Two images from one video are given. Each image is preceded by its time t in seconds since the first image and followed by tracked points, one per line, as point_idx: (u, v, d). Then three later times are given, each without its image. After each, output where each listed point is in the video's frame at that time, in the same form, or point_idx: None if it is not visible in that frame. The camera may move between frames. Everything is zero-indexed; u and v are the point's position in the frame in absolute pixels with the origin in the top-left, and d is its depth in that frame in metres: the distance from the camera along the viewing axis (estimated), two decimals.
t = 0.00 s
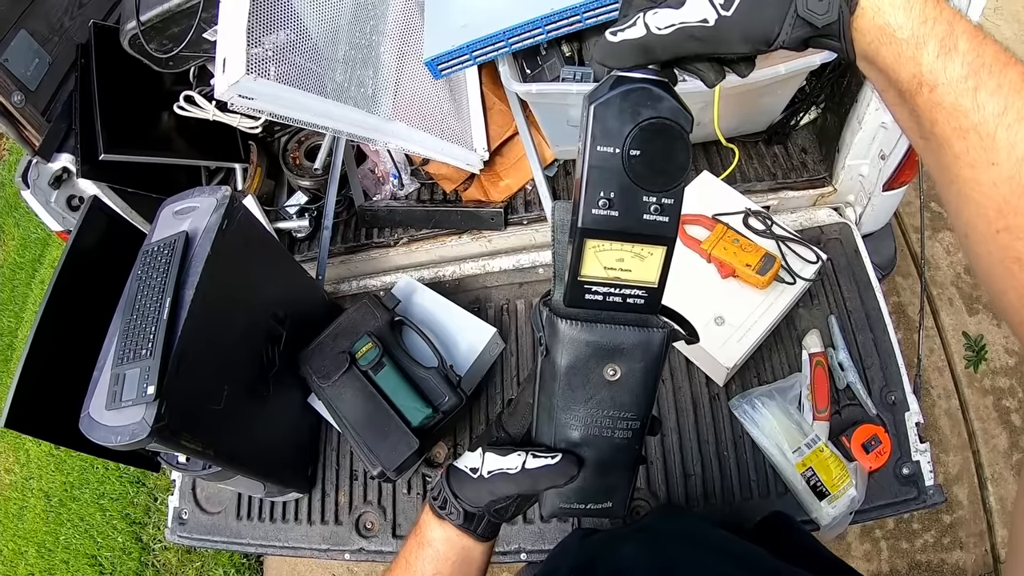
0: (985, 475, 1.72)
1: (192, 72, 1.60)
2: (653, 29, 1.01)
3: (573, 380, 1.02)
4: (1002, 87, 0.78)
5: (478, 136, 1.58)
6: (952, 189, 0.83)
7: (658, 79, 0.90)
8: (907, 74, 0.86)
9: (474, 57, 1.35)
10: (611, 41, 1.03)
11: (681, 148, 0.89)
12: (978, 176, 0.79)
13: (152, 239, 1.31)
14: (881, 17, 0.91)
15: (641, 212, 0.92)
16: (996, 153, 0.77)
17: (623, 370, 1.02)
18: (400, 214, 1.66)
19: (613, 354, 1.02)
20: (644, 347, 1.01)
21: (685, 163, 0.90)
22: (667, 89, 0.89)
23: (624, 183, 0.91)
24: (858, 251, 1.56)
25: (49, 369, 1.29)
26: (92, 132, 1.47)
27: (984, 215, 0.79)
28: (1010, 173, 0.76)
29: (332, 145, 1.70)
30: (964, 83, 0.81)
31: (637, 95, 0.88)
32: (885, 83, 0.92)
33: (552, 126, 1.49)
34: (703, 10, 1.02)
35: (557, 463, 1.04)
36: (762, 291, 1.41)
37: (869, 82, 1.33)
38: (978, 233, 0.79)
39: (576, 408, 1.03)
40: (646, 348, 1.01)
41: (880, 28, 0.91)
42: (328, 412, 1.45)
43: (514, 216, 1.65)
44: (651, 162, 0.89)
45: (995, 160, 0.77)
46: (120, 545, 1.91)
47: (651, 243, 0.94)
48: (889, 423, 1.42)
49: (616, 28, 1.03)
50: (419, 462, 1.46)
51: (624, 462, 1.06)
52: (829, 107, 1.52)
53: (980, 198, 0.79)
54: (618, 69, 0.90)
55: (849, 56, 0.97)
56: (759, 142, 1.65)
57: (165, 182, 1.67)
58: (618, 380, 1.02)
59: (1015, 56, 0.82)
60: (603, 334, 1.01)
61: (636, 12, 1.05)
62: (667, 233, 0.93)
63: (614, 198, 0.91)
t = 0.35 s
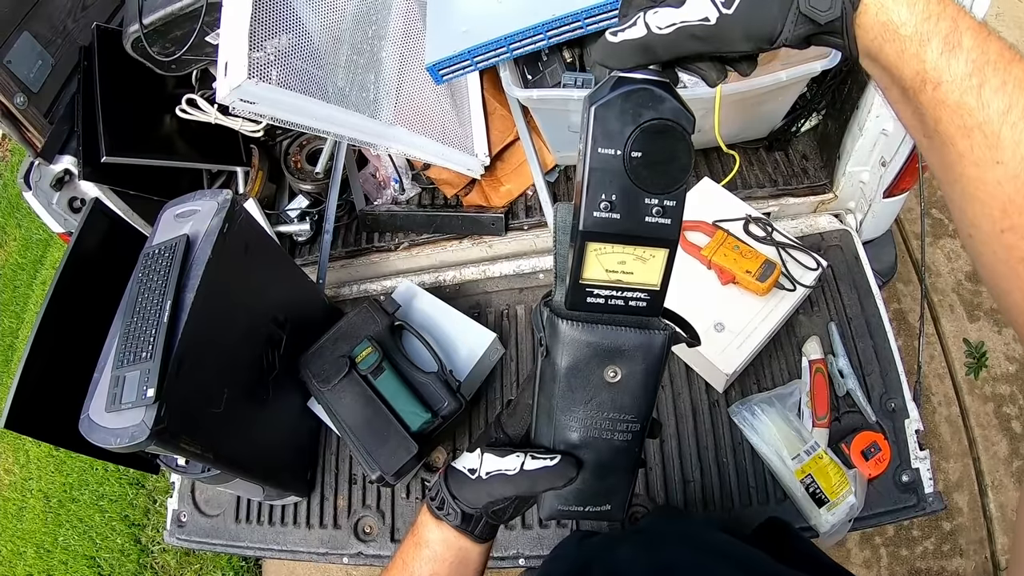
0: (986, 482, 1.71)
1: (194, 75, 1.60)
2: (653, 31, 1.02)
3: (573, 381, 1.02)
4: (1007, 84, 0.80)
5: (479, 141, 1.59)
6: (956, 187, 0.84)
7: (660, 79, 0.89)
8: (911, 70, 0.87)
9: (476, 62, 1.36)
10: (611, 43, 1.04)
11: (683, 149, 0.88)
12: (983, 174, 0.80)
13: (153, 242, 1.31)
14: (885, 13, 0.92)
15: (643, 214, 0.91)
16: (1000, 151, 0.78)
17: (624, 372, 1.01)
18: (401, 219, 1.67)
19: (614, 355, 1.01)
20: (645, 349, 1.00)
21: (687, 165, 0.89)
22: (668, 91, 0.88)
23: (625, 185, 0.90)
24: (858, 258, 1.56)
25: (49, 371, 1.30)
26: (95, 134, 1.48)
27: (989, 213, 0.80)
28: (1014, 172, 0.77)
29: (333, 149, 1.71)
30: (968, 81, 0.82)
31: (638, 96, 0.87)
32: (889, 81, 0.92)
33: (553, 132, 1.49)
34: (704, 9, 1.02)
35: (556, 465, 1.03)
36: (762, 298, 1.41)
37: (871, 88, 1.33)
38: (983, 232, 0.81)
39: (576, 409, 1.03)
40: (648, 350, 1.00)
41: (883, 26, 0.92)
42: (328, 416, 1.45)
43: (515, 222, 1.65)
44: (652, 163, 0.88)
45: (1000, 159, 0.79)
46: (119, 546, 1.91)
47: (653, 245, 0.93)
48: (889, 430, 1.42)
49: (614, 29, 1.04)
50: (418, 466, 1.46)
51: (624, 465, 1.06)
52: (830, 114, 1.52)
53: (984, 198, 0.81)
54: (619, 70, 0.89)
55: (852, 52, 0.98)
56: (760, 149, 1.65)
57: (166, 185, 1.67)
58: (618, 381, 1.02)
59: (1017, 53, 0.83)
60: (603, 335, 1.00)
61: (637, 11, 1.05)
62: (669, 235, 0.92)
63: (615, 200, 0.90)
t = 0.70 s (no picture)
0: (983, 489, 1.71)
1: (196, 71, 1.60)
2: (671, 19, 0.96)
3: (574, 373, 1.01)
4: None
5: (481, 141, 1.58)
6: (972, 188, 0.84)
7: (674, 69, 0.87)
8: (929, 69, 0.88)
9: (479, 62, 1.35)
10: (628, 30, 0.96)
11: (696, 141, 0.86)
12: (998, 175, 0.80)
13: (151, 238, 1.30)
14: (907, 11, 0.93)
15: (654, 204, 0.90)
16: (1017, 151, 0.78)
17: (625, 364, 1.00)
18: (401, 218, 1.66)
19: (615, 348, 1.00)
20: (645, 343, 0.99)
21: (699, 157, 0.87)
22: (683, 80, 0.85)
23: (637, 175, 0.88)
24: (859, 264, 1.56)
25: (47, 366, 1.29)
26: (95, 129, 1.47)
27: (1004, 215, 0.80)
28: None
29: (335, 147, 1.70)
30: (987, 80, 0.81)
31: (653, 86, 0.85)
32: (907, 79, 0.93)
33: (556, 133, 1.49)
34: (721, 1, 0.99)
35: (551, 460, 1.02)
36: (762, 303, 1.41)
37: (875, 94, 1.32)
38: (998, 235, 0.80)
39: (576, 404, 1.02)
40: (649, 343, 1.00)
41: (903, 25, 0.93)
42: (325, 414, 1.44)
43: (516, 222, 1.65)
44: (665, 154, 0.87)
45: (1016, 160, 0.78)
46: (114, 541, 1.91)
47: (661, 237, 0.92)
48: (887, 437, 1.42)
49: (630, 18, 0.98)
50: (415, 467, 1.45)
51: (624, 462, 1.05)
52: (833, 119, 1.52)
53: (999, 199, 0.80)
54: (634, 58, 0.88)
55: (869, 49, 0.98)
56: (762, 153, 1.65)
57: (166, 180, 1.67)
58: (619, 374, 1.01)
59: None
60: (604, 326, 0.99)
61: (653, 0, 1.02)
62: (679, 227, 0.91)
63: (627, 189, 0.89)
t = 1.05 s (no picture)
0: (985, 495, 1.71)
1: (203, 60, 1.58)
2: None
3: (566, 334, 1.04)
4: None
5: (490, 136, 1.57)
6: None
7: (726, 21, 0.75)
8: (998, 37, 0.68)
9: (491, 55, 1.33)
10: None
11: (748, 101, 0.75)
12: None
13: (156, 228, 1.29)
14: None
15: (699, 165, 0.78)
16: None
17: (614, 320, 1.04)
18: (408, 212, 1.65)
19: (603, 307, 1.04)
20: (632, 298, 1.04)
21: (750, 118, 0.76)
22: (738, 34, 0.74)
23: (684, 133, 0.77)
24: (869, 267, 1.54)
25: (49, 356, 1.28)
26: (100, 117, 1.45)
27: None
28: None
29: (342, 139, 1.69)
30: None
31: (705, 37, 0.74)
32: (968, 53, 0.72)
33: (566, 129, 1.47)
34: None
35: (539, 422, 1.02)
36: (772, 303, 1.40)
37: (890, 95, 1.31)
38: None
39: (573, 371, 1.03)
40: (635, 297, 1.04)
41: None
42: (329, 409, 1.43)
43: (524, 219, 1.64)
44: (713, 113, 0.76)
45: None
46: (113, 533, 1.89)
47: (704, 201, 0.80)
48: (894, 441, 1.41)
49: None
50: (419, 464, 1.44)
51: (624, 427, 1.03)
52: (845, 121, 1.51)
53: None
54: (685, 8, 0.76)
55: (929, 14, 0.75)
56: (773, 153, 1.64)
57: (171, 170, 1.65)
58: (610, 331, 1.04)
59: None
60: (591, 285, 1.04)
61: None
62: (726, 192, 0.79)
63: (672, 146, 0.77)
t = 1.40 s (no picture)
0: (984, 499, 1.71)
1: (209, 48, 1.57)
2: None
3: (573, 316, 1.03)
4: None
5: (497, 129, 1.56)
6: None
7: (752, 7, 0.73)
8: None
9: (500, 48, 1.33)
10: None
11: (772, 89, 0.75)
12: None
13: (159, 216, 1.28)
14: None
15: (722, 154, 0.77)
16: None
17: (621, 301, 1.03)
18: (413, 204, 1.63)
19: (610, 286, 1.03)
20: (638, 282, 1.03)
21: (774, 106, 0.76)
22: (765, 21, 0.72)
23: (707, 122, 0.76)
24: (874, 267, 1.54)
25: (50, 343, 1.27)
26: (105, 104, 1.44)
27: None
28: None
29: (347, 130, 1.68)
30: None
31: (731, 25, 0.72)
32: (995, 46, 0.72)
33: (572, 122, 1.47)
34: None
35: (550, 406, 1.02)
36: (777, 302, 1.40)
37: (898, 96, 1.30)
38: None
39: (580, 353, 1.03)
40: (641, 279, 1.03)
41: None
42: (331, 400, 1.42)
43: (529, 212, 1.62)
44: (737, 101, 0.75)
45: None
46: (111, 521, 1.88)
47: (728, 190, 0.80)
48: (896, 442, 1.40)
49: None
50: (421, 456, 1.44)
51: (633, 408, 1.03)
52: (852, 121, 1.51)
53: None
54: None
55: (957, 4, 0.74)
56: (779, 152, 1.64)
57: (176, 159, 1.64)
58: (617, 312, 1.03)
59: None
60: (596, 267, 1.03)
61: None
62: (748, 181, 0.78)
63: (696, 134, 0.77)
